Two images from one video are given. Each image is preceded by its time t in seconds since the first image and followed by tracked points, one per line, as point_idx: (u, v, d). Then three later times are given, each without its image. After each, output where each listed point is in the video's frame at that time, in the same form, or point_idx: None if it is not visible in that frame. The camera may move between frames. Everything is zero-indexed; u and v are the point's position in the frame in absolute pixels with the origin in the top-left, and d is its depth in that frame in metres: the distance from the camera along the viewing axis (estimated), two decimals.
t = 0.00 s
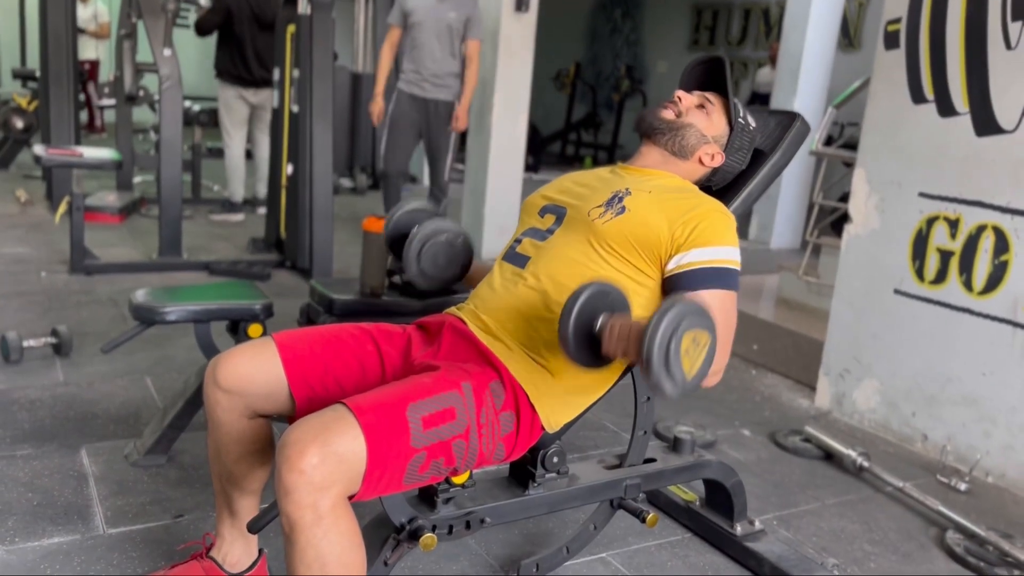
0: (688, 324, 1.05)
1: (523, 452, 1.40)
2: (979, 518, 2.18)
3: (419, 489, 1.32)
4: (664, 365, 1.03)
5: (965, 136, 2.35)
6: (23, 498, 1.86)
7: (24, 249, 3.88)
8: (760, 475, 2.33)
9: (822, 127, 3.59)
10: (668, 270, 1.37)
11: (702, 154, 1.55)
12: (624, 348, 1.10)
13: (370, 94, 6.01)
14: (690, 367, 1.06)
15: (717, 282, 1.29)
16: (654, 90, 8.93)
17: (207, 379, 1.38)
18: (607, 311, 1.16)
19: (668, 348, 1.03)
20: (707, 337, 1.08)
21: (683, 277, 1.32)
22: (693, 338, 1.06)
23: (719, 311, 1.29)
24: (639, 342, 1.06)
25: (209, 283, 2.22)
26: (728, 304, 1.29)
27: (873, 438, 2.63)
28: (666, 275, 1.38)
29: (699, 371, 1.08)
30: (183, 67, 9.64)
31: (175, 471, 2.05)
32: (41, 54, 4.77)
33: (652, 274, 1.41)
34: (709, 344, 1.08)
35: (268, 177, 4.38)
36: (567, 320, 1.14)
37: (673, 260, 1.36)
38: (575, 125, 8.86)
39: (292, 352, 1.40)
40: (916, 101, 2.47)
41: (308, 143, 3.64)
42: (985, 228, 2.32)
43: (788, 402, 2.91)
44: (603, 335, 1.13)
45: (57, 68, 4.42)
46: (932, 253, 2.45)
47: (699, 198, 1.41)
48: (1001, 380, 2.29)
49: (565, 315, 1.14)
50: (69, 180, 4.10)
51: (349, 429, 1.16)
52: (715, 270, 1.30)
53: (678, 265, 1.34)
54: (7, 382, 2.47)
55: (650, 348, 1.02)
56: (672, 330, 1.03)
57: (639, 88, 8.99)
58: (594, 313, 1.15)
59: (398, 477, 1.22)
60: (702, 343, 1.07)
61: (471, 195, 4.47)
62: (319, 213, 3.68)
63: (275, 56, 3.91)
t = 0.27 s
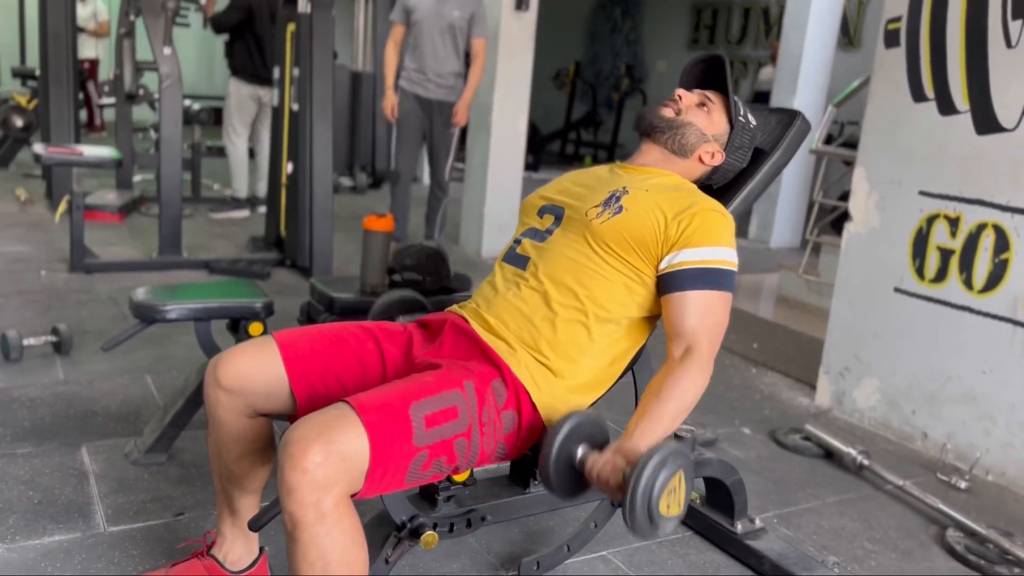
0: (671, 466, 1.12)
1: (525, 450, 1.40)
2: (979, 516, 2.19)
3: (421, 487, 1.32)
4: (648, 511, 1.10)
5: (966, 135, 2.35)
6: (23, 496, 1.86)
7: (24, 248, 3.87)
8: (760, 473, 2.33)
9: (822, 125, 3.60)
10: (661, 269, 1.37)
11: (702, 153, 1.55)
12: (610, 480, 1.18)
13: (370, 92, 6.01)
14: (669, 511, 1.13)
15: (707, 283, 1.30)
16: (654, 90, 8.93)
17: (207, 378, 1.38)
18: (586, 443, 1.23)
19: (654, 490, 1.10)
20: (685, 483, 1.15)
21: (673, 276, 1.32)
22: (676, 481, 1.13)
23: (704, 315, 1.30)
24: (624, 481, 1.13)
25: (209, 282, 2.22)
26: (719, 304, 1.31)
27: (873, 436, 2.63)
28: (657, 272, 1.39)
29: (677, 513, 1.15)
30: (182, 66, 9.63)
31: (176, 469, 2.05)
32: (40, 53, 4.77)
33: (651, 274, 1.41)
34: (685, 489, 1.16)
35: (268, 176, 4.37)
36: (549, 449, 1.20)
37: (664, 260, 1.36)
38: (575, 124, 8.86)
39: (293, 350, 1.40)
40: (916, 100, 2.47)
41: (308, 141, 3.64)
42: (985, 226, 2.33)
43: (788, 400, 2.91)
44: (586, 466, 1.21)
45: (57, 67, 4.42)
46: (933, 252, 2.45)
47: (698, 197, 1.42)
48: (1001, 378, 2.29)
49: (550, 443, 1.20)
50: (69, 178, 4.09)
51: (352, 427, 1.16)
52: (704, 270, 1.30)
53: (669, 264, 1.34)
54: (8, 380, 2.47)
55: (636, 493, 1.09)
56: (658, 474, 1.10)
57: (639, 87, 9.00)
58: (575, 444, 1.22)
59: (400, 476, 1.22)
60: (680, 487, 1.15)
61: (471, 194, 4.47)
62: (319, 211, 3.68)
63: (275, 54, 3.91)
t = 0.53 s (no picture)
0: (682, 533, 1.21)
1: (524, 450, 1.40)
2: (979, 516, 2.18)
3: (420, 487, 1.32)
4: None
5: (966, 135, 2.35)
6: (22, 496, 1.86)
7: (23, 247, 3.87)
8: (760, 473, 2.33)
9: (822, 126, 3.59)
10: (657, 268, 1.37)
11: (701, 153, 1.55)
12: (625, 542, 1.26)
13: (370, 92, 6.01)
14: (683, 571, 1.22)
15: (699, 283, 1.31)
16: (654, 89, 8.93)
17: (206, 377, 1.38)
18: (603, 504, 1.33)
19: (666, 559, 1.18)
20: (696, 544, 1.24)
21: (666, 276, 1.33)
22: (687, 547, 1.22)
23: (694, 318, 1.31)
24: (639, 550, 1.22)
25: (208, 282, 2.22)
26: (712, 304, 1.32)
27: (873, 436, 2.63)
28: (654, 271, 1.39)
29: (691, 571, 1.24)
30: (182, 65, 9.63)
31: (175, 469, 2.05)
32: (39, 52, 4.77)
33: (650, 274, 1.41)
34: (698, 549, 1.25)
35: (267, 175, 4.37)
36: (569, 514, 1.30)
37: (659, 261, 1.36)
38: (574, 124, 8.85)
39: (292, 350, 1.40)
40: (916, 100, 2.47)
41: (307, 141, 3.64)
42: (985, 226, 2.32)
43: (788, 400, 2.91)
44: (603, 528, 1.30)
45: (56, 66, 4.42)
46: (932, 252, 2.45)
47: (698, 196, 1.41)
48: (1001, 378, 2.29)
49: (566, 509, 1.29)
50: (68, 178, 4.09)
51: (351, 426, 1.16)
52: (693, 271, 1.31)
53: (663, 265, 1.35)
54: (7, 379, 2.47)
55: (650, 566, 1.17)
56: (668, 543, 1.19)
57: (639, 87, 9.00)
58: (592, 508, 1.31)
59: (399, 475, 1.22)
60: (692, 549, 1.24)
61: (471, 194, 4.47)
62: (319, 211, 3.67)
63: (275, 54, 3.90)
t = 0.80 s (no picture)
0: (688, 542, 1.28)
1: (523, 450, 1.40)
2: (978, 517, 2.19)
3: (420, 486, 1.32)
4: None
5: (965, 137, 2.35)
6: (21, 496, 1.86)
7: (23, 247, 3.87)
8: (759, 474, 2.33)
9: (821, 127, 3.58)
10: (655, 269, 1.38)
11: (701, 153, 1.55)
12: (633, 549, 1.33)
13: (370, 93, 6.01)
14: None
15: (696, 284, 1.31)
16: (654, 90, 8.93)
17: (206, 378, 1.38)
18: (613, 512, 1.40)
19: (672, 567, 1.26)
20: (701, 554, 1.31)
21: (663, 278, 1.34)
22: (693, 555, 1.29)
23: (690, 318, 1.33)
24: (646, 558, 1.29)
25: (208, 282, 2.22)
26: (709, 304, 1.33)
27: (872, 437, 2.63)
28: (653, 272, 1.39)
29: None
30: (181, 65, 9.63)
31: (174, 469, 2.05)
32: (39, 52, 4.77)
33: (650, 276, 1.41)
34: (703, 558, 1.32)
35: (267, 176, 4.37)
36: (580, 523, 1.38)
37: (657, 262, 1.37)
38: (575, 125, 8.86)
39: (292, 350, 1.40)
40: (916, 101, 2.47)
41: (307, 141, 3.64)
42: (984, 227, 2.33)
43: (787, 401, 2.91)
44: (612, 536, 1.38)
45: (56, 66, 4.41)
46: (932, 253, 2.45)
47: (698, 196, 1.42)
48: (1000, 379, 2.29)
49: (578, 519, 1.37)
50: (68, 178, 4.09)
51: (350, 426, 1.16)
52: (691, 272, 1.31)
53: (661, 266, 1.36)
54: (6, 379, 2.47)
55: None
56: (674, 553, 1.26)
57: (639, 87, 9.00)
58: (602, 517, 1.39)
59: (399, 475, 1.22)
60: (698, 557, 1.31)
61: (470, 194, 4.48)
62: (319, 211, 3.67)
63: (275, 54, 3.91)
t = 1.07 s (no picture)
0: (677, 516, 1.20)
1: (522, 452, 1.40)
2: (977, 520, 2.19)
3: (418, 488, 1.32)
4: (658, 561, 1.18)
5: (965, 139, 2.36)
6: (21, 496, 1.86)
7: (23, 247, 3.87)
8: (758, 476, 2.33)
9: (821, 129, 3.57)
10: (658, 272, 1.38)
11: (701, 155, 1.55)
12: (619, 528, 1.23)
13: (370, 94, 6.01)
14: (676, 552, 1.22)
15: (701, 286, 1.31)
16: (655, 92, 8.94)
17: (205, 378, 1.38)
18: (592, 490, 1.27)
19: (662, 542, 1.18)
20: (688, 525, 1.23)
21: (667, 281, 1.34)
22: (680, 530, 1.22)
23: (696, 319, 1.32)
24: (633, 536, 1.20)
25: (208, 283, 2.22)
26: (713, 308, 1.32)
27: (871, 440, 2.63)
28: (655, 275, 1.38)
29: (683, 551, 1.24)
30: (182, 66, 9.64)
31: (174, 470, 2.05)
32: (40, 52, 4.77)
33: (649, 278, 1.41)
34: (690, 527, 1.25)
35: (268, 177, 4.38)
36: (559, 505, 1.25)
37: (660, 265, 1.37)
38: (575, 126, 8.87)
39: (291, 351, 1.40)
40: (916, 103, 2.48)
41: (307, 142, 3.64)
42: (984, 230, 2.33)
43: (787, 403, 2.91)
44: (592, 514, 1.26)
45: (57, 67, 4.42)
46: (932, 256, 2.45)
47: (697, 199, 1.42)
48: (1000, 382, 2.29)
49: (557, 499, 1.24)
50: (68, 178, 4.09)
51: (347, 427, 1.16)
52: (697, 274, 1.31)
53: (665, 269, 1.35)
54: (6, 379, 2.47)
55: (646, 550, 1.17)
56: (664, 528, 1.18)
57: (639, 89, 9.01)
58: (583, 496, 1.26)
59: (397, 476, 1.22)
60: (686, 530, 1.23)
61: (470, 195, 4.48)
62: (319, 212, 3.67)
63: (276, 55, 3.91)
